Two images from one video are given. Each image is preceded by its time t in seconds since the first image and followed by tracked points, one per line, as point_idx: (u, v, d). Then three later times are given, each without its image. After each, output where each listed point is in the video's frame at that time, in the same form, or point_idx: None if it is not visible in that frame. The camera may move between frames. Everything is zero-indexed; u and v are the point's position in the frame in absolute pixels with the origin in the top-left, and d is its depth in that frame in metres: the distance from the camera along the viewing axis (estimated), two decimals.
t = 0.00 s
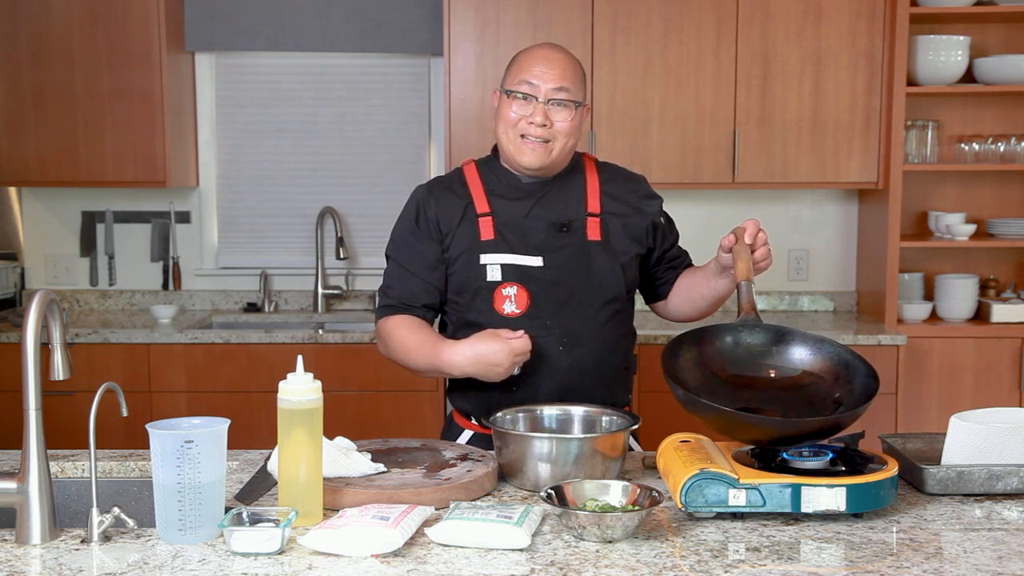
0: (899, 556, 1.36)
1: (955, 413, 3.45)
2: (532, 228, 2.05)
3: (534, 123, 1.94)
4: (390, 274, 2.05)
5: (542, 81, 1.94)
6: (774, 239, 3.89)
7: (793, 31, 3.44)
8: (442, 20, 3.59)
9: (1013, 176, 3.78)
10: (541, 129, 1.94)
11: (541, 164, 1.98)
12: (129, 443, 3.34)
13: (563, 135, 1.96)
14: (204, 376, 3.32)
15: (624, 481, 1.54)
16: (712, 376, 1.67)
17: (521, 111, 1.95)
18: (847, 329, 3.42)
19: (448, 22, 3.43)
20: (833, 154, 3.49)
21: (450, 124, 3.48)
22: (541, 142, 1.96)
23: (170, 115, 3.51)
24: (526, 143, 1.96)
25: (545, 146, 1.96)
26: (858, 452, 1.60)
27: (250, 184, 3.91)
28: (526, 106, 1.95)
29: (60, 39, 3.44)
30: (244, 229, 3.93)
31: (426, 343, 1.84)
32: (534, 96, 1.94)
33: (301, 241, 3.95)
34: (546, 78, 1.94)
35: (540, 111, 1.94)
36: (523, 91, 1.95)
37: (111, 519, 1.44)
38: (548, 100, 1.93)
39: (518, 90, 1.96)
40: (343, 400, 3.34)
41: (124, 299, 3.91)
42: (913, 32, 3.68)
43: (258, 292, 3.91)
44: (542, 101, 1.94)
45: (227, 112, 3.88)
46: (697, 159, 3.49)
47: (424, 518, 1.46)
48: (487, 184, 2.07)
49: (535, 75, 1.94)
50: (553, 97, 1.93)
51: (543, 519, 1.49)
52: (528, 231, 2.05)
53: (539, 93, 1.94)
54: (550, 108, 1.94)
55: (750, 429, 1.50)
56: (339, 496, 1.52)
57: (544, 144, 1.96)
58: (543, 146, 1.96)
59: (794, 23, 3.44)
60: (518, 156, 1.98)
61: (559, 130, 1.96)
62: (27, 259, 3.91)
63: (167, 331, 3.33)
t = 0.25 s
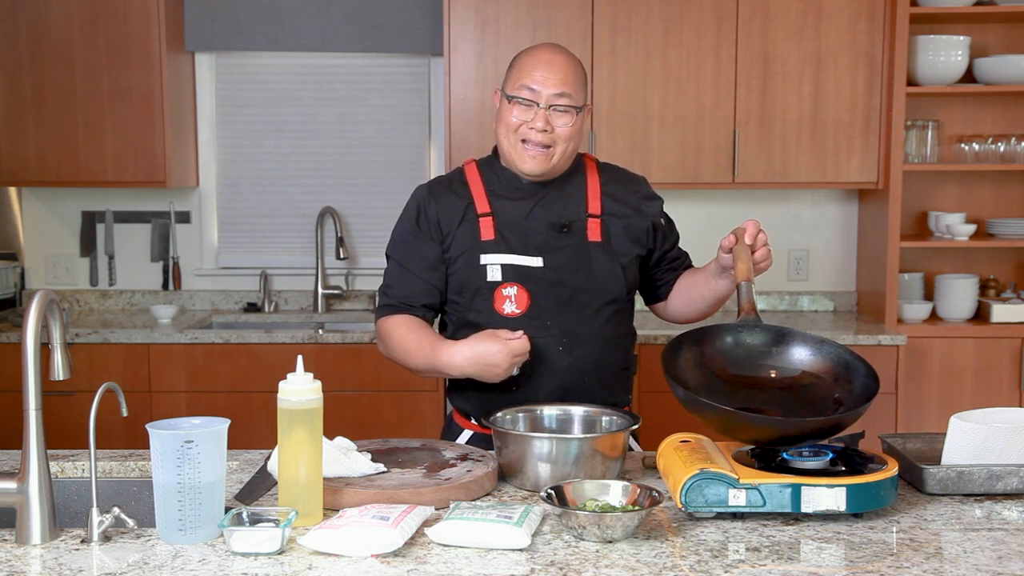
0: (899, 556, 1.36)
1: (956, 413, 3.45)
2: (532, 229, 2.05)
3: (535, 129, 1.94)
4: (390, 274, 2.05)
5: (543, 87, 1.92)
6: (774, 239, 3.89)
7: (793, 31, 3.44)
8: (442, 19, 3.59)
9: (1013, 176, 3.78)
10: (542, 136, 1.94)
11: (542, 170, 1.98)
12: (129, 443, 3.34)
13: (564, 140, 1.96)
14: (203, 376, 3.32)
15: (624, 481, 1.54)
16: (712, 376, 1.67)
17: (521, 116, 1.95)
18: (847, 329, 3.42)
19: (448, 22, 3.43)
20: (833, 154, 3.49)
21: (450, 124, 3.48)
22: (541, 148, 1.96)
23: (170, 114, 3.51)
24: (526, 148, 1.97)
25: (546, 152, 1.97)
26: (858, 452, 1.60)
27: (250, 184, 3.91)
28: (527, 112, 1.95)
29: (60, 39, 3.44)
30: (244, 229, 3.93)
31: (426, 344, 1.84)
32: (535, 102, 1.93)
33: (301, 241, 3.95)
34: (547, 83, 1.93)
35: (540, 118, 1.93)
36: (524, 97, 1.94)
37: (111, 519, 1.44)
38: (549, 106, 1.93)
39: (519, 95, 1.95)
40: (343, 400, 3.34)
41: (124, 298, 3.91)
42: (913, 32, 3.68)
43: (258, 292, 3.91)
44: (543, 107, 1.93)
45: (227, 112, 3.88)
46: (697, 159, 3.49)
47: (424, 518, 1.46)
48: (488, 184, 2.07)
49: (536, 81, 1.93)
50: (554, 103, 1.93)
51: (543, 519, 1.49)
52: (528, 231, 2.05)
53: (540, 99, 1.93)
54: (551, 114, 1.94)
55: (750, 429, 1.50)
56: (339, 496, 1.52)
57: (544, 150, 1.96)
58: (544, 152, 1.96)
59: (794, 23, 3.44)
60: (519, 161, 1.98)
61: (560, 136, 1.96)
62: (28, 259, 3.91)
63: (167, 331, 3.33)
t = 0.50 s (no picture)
0: (899, 556, 1.36)
1: (956, 413, 3.45)
2: (532, 229, 2.05)
3: (543, 130, 1.93)
4: (390, 275, 2.05)
5: (549, 87, 1.92)
6: (774, 239, 3.89)
7: (793, 31, 3.44)
8: (442, 20, 3.59)
9: (1013, 176, 3.78)
10: (549, 137, 1.94)
11: (549, 170, 1.98)
12: (129, 443, 3.34)
13: (570, 141, 1.96)
14: (203, 376, 3.32)
15: (624, 481, 1.53)
16: (713, 376, 1.67)
17: (527, 117, 1.94)
18: (847, 329, 3.42)
19: (448, 22, 3.43)
20: (833, 154, 3.49)
21: (450, 124, 3.48)
22: (548, 149, 1.95)
23: (170, 114, 3.51)
24: (532, 149, 1.96)
25: (551, 153, 1.96)
26: (858, 452, 1.60)
27: (250, 184, 3.91)
28: (534, 112, 1.94)
29: (60, 39, 3.44)
30: (244, 229, 3.93)
31: (427, 345, 1.84)
32: (541, 103, 1.93)
33: (301, 241, 3.95)
34: (553, 84, 1.92)
35: (547, 118, 1.93)
36: (530, 98, 1.93)
37: (112, 519, 1.44)
38: (556, 107, 1.92)
39: (525, 97, 1.94)
40: (343, 400, 3.34)
41: (124, 298, 3.91)
42: (913, 32, 3.68)
43: (258, 292, 3.91)
44: (550, 108, 1.93)
45: (228, 112, 3.88)
46: (697, 159, 3.49)
47: (424, 518, 1.46)
48: (488, 184, 2.07)
49: (542, 81, 1.93)
50: (561, 104, 1.92)
51: (543, 519, 1.49)
52: (528, 231, 2.05)
53: (547, 99, 1.92)
54: (558, 115, 1.93)
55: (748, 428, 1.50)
56: (339, 496, 1.52)
57: (550, 150, 1.96)
58: (551, 153, 1.96)
59: (794, 23, 3.44)
60: (525, 162, 1.97)
61: (567, 136, 1.96)
62: (28, 259, 3.91)
63: (167, 331, 3.33)
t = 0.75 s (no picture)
0: (899, 556, 1.36)
1: (956, 413, 3.45)
2: (535, 226, 2.05)
3: (562, 131, 1.94)
4: (391, 273, 2.05)
5: (564, 88, 1.92)
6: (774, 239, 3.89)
7: (793, 31, 3.44)
8: (442, 19, 3.59)
9: (1013, 176, 3.78)
10: (568, 137, 1.94)
11: (568, 169, 1.99)
12: (129, 443, 3.34)
13: (586, 139, 1.97)
14: (203, 376, 3.32)
15: (625, 481, 1.53)
16: (720, 376, 1.67)
17: (545, 119, 1.94)
18: (847, 329, 3.42)
19: (448, 22, 3.43)
20: (833, 154, 3.49)
21: (450, 124, 3.48)
22: (567, 149, 1.95)
23: (170, 114, 3.51)
24: (551, 151, 1.96)
25: (570, 153, 1.97)
26: (858, 451, 1.60)
27: (250, 184, 3.91)
28: (550, 114, 1.94)
29: (61, 39, 3.44)
30: (244, 229, 3.93)
31: (428, 343, 1.84)
32: (558, 104, 1.93)
33: (301, 241, 3.95)
34: (567, 84, 1.93)
35: (565, 119, 1.93)
36: (547, 100, 1.93)
37: (111, 519, 1.44)
38: (573, 107, 1.93)
39: (540, 99, 1.94)
40: (343, 400, 3.34)
41: (124, 298, 3.91)
42: (913, 32, 3.68)
43: (258, 292, 3.91)
44: (567, 108, 1.93)
45: (228, 112, 3.88)
46: (697, 159, 3.49)
47: (424, 518, 1.46)
48: (490, 181, 2.08)
49: (556, 83, 1.93)
50: (577, 103, 1.93)
51: (543, 519, 1.49)
52: (531, 229, 2.05)
53: (563, 100, 1.93)
54: (575, 115, 1.94)
55: (747, 425, 1.51)
56: (339, 496, 1.52)
57: (569, 151, 1.96)
58: (569, 152, 1.97)
59: (794, 23, 3.44)
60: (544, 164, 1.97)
61: (583, 135, 1.96)
62: (28, 259, 3.91)
63: (167, 331, 3.33)
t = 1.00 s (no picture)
0: (899, 556, 1.36)
1: (956, 413, 3.45)
2: (540, 226, 2.05)
3: (569, 131, 1.94)
4: (396, 273, 2.04)
5: (571, 88, 1.93)
6: (774, 239, 3.89)
7: (793, 30, 3.44)
8: (442, 19, 3.59)
9: (1013, 176, 3.78)
10: (575, 137, 1.95)
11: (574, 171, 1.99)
12: (129, 443, 3.34)
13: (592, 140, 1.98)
14: (203, 376, 3.32)
15: (625, 481, 1.54)
16: (725, 381, 1.67)
17: (552, 119, 1.95)
18: (847, 329, 3.42)
19: (448, 22, 3.43)
20: (833, 154, 3.49)
21: (450, 124, 3.48)
22: (574, 150, 1.96)
23: (170, 114, 3.51)
24: (558, 152, 1.96)
25: (577, 154, 1.97)
26: (858, 451, 1.60)
27: (250, 183, 3.91)
28: (558, 114, 1.94)
29: (60, 39, 3.44)
30: (245, 229, 3.93)
31: (437, 341, 1.84)
32: (565, 104, 1.94)
33: (301, 241, 3.95)
34: (574, 84, 1.94)
35: (573, 119, 1.94)
36: (554, 100, 1.93)
37: (112, 519, 1.44)
38: (580, 107, 1.94)
39: (547, 100, 1.94)
40: (343, 400, 3.34)
41: (124, 298, 3.91)
42: (913, 31, 3.68)
43: (258, 292, 3.91)
44: (574, 108, 1.94)
45: (228, 112, 3.88)
46: (697, 159, 3.49)
47: (424, 518, 1.46)
48: (495, 181, 2.08)
49: (563, 83, 1.94)
50: (584, 103, 1.94)
51: (542, 519, 1.49)
52: (536, 229, 2.05)
53: (570, 100, 1.94)
54: (582, 115, 1.95)
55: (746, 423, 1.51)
56: (339, 496, 1.52)
57: (576, 152, 1.97)
58: (576, 153, 1.97)
59: (794, 23, 3.44)
60: (551, 165, 1.97)
61: (589, 136, 1.97)
62: (27, 259, 3.91)
63: (167, 331, 3.33)
